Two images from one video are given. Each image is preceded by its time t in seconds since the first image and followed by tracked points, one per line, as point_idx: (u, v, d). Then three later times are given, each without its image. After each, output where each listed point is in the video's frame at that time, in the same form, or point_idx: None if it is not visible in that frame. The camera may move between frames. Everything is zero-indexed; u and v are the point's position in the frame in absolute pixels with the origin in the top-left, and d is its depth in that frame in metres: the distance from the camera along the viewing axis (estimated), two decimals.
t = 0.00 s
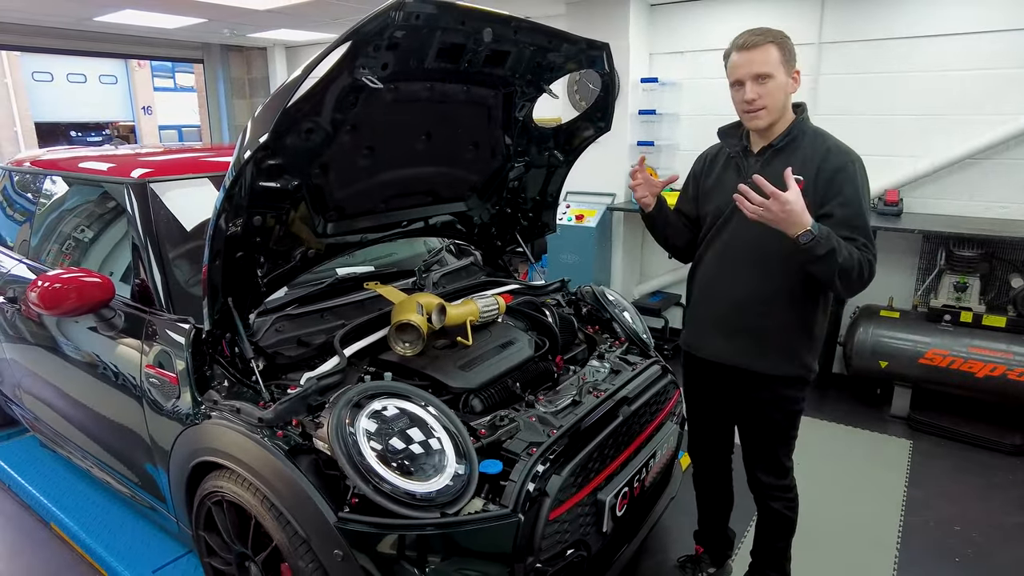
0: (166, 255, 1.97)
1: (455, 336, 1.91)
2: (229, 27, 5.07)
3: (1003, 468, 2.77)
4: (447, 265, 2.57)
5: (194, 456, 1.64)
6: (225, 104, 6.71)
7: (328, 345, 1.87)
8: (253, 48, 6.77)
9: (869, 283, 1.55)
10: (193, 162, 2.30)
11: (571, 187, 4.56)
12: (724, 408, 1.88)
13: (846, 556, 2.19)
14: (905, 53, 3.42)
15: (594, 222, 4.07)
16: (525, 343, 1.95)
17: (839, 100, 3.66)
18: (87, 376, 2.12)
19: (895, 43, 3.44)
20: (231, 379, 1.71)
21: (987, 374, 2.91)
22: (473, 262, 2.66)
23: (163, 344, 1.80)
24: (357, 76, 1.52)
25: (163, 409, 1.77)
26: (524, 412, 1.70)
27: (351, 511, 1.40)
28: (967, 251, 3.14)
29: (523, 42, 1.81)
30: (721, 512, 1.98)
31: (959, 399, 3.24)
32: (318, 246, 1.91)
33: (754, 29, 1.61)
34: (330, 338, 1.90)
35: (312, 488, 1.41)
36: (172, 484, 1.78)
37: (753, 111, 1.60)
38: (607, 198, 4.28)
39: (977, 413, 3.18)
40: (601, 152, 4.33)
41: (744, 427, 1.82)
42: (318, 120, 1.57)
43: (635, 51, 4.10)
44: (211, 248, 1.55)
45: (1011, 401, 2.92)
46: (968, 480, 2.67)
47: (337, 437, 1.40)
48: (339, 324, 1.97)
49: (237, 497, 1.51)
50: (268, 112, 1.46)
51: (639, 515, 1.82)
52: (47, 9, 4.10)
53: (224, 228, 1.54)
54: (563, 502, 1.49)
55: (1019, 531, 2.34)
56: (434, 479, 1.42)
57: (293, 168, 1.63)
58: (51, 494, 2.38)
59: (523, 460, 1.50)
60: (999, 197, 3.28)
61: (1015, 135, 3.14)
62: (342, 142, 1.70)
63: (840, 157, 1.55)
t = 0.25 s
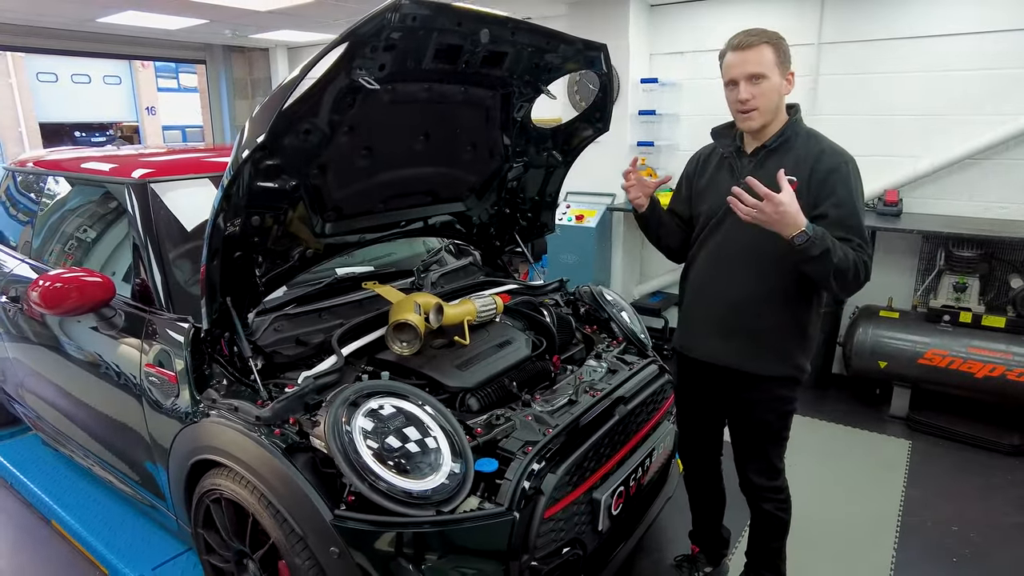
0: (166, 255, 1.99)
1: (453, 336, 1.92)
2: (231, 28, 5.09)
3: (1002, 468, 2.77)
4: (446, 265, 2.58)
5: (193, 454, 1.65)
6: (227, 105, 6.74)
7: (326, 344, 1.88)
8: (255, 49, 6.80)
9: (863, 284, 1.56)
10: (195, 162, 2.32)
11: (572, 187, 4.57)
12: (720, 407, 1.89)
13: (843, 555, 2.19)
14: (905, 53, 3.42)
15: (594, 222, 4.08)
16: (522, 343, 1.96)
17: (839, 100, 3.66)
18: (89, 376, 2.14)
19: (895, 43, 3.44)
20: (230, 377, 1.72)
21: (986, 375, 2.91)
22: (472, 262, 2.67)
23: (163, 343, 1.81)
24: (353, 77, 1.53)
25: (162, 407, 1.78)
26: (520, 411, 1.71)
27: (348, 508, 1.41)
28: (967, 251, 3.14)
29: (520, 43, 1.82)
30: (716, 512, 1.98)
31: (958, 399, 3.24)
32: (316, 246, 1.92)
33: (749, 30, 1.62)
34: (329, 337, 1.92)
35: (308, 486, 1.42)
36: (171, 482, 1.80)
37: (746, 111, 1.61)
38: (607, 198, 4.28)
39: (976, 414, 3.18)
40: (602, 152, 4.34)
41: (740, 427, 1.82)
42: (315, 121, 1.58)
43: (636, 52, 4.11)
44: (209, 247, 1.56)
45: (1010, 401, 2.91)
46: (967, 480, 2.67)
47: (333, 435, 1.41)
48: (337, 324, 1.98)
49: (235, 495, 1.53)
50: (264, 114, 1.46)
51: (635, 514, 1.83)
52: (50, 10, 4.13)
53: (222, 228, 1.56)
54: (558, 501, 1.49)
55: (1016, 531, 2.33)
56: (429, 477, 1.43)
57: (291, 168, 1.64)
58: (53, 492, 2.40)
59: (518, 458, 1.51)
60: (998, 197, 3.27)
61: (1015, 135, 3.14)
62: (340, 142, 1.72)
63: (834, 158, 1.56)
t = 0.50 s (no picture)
0: (169, 255, 2.00)
1: (452, 336, 1.93)
2: (235, 29, 5.11)
3: (1004, 469, 2.76)
4: (447, 265, 2.59)
5: (194, 453, 1.67)
6: (231, 105, 6.77)
7: (327, 344, 1.90)
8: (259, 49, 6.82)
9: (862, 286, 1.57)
10: (200, 163, 2.33)
11: (574, 187, 4.57)
12: (719, 408, 1.89)
13: (842, 556, 2.19)
14: (908, 53, 3.41)
15: (596, 222, 4.09)
16: (522, 343, 1.96)
17: (842, 101, 3.65)
18: (93, 375, 2.16)
19: (898, 43, 3.43)
20: (231, 376, 1.74)
21: (988, 376, 2.90)
22: (473, 262, 2.68)
23: (166, 342, 1.83)
24: (353, 78, 1.54)
25: (164, 406, 1.79)
26: (519, 411, 1.72)
27: (347, 507, 1.42)
28: (969, 252, 3.14)
29: (520, 44, 1.83)
30: (715, 511, 1.99)
31: (960, 400, 3.23)
32: (317, 246, 1.93)
33: (749, 31, 1.62)
34: (329, 336, 1.93)
35: (308, 484, 1.43)
36: (172, 480, 1.81)
37: (745, 112, 1.61)
38: (609, 198, 4.28)
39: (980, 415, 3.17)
40: (604, 152, 4.34)
41: (738, 428, 1.83)
42: (315, 121, 1.59)
43: (638, 52, 4.11)
44: (209, 247, 1.57)
45: (1012, 402, 2.91)
46: (968, 482, 2.67)
47: (332, 434, 1.42)
48: (338, 323, 1.99)
49: (235, 493, 1.54)
50: (263, 115, 1.47)
51: (634, 513, 1.84)
52: (56, 11, 4.16)
53: (223, 228, 1.57)
54: (556, 500, 1.50)
55: (1017, 532, 2.33)
56: (428, 476, 1.44)
57: (292, 169, 1.65)
58: (57, 489, 2.42)
59: (516, 458, 1.52)
60: (1001, 197, 3.26)
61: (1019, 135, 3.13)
62: (340, 143, 1.73)
63: (832, 160, 1.57)
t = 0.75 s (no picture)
0: (169, 255, 2.01)
1: (451, 336, 1.93)
2: (239, 29, 5.12)
3: (1009, 472, 2.74)
4: (448, 265, 2.59)
5: (192, 452, 1.67)
6: (235, 104, 6.79)
7: (326, 344, 1.90)
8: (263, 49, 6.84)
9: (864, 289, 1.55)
10: (202, 163, 2.34)
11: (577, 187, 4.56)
12: (719, 410, 1.88)
13: (844, 559, 2.17)
14: (912, 53, 3.39)
15: (599, 222, 4.08)
16: (521, 343, 1.96)
17: (845, 100, 3.63)
18: (94, 374, 2.17)
19: (902, 43, 3.41)
20: (230, 376, 1.74)
21: (993, 378, 2.88)
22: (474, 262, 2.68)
23: (166, 341, 1.83)
24: (352, 78, 1.54)
25: (164, 406, 1.80)
26: (518, 412, 1.71)
27: (344, 507, 1.42)
28: (974, 253, 3.12)
29: (520, 44, 1.82)
30: (717, 512, 1.98)
31: (965, 403, 3.20)
32: (316, 246, 1.93)
33: (747, 30, 1.61)
34: (328, 337, 1.93)
35: (305, 485, 1.43)
36: (172, 479, 1.82)
37: (744, 112, 1.60)
38: (612, 198, 4.27)
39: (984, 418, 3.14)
40: (607, 152, 4.33)
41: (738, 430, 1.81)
42: (314, 121, 1.59)
43: (641, 52, 4.10)
44: (207, 247, 1.56)
45: (1018, 404, 2.88)
46: (972, 485, 2.65)
47: (330, 435, 1.42)
48: (337, 323, 1.99)
49: (232, 493, 1.54)
50: (260, 115, 1.47)
51: (633, 515, 1.83)
52: (61, 12, 4.17)
53: (221, 228, 1.57)
54: (554, 501, 1.50)
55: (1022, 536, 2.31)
56: (425, 477, 1.44)
57: (291, 169, 1.65)
58: (58, 488, 2.43)
59: (514, 459, 1.51)
60: (1007, 198, 3.23)
61: None
62: (339, 143, 1.72)
63: (835, 161, 1.56)
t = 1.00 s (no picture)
0: (169, 255, 2.01)
1: (452, 338, 1.91)
2: (243, 28, 5.12)
3: (1016, 477, 2.71)
4: (449, 265, 2.58)
5: (191, 454, 1.66)
6: (239, 104, 6.80)
7: (325, 345, 1.89)
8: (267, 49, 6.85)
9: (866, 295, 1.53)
10: (203, 162, 2.34)
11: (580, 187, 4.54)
12: (721, 413, 1.86)
13: (848, 564, 2.15)
14: (918, 53, 3.36)
15: (602, 222, 4.06)
16: (521, 346, 1.94)
17: (851, 100, 3.60)
18: (95, 374, 2.17)
19: (908, 42, 3.38)
20: (229, 378, 1.73)
21: (1000, 381, 2.85)
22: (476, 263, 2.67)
23: (165, 342, 1.83)
24: (350, 78, 1.53)
25: (163, 406, 1.79)
26: (517, 415, 1.70)
27: (340, 511, 1.41)
28: (982, 255, 3.09)
29: (522, 43, 1.81)
30: (722, 514, 1.96)
31: (972, 405, 3.17)
32: (316, 247, 1.92)
33: (754, 30, 1.58)
34: (328, 338, 1.92)
35: (302, 488, 1.42)
36: (170, 480, 1.81)
37: (745, 115, 1.58)
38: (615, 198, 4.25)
39: (991, 421, 3.12)
40: (610, 152, 4.31)
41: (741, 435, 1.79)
42: (313, 122, 1.58)
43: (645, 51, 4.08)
44: (203, 248, 1.56)
45: None
46: (979, 489, 2.62)
47: (326, 437, 1.41)
48: (337, 324, 1.98)
49: (230, 496, 1.53)
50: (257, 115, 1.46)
51: (634, 518, 1.81)
52: (65, 12, 4.18)
53: (219, 230, 1.56)
54: (552, 506, 1.48)
55: None
56: (423, 482, 1.43)
57: (290, 170, 1.65)
58: (59, 487, 2.44)
59: (513, 463, 1.50)
60: (1015, 199, 3.20)
61: None
62: (338, 144, 1.72)
63: (836, 163, 1.54)
